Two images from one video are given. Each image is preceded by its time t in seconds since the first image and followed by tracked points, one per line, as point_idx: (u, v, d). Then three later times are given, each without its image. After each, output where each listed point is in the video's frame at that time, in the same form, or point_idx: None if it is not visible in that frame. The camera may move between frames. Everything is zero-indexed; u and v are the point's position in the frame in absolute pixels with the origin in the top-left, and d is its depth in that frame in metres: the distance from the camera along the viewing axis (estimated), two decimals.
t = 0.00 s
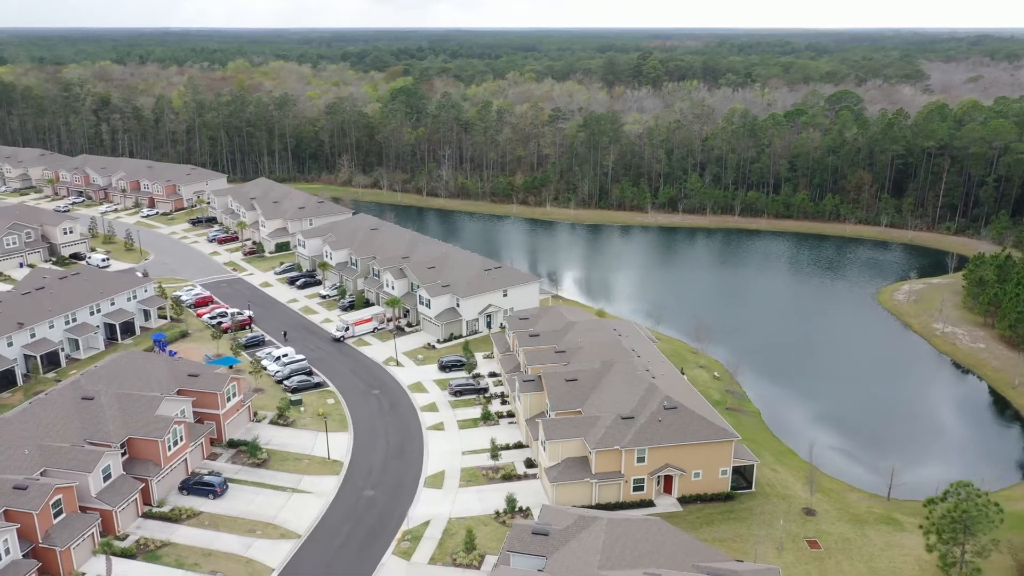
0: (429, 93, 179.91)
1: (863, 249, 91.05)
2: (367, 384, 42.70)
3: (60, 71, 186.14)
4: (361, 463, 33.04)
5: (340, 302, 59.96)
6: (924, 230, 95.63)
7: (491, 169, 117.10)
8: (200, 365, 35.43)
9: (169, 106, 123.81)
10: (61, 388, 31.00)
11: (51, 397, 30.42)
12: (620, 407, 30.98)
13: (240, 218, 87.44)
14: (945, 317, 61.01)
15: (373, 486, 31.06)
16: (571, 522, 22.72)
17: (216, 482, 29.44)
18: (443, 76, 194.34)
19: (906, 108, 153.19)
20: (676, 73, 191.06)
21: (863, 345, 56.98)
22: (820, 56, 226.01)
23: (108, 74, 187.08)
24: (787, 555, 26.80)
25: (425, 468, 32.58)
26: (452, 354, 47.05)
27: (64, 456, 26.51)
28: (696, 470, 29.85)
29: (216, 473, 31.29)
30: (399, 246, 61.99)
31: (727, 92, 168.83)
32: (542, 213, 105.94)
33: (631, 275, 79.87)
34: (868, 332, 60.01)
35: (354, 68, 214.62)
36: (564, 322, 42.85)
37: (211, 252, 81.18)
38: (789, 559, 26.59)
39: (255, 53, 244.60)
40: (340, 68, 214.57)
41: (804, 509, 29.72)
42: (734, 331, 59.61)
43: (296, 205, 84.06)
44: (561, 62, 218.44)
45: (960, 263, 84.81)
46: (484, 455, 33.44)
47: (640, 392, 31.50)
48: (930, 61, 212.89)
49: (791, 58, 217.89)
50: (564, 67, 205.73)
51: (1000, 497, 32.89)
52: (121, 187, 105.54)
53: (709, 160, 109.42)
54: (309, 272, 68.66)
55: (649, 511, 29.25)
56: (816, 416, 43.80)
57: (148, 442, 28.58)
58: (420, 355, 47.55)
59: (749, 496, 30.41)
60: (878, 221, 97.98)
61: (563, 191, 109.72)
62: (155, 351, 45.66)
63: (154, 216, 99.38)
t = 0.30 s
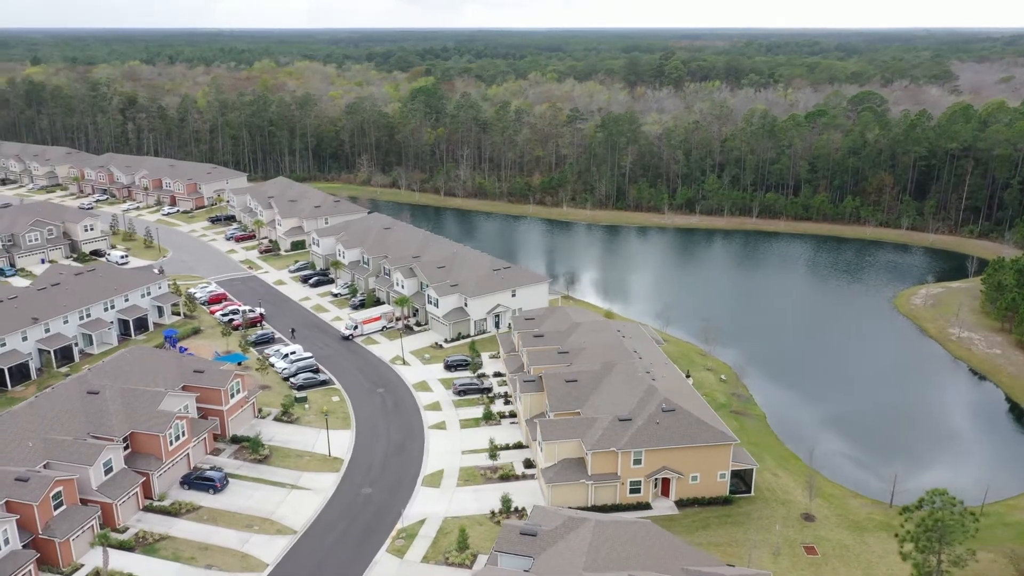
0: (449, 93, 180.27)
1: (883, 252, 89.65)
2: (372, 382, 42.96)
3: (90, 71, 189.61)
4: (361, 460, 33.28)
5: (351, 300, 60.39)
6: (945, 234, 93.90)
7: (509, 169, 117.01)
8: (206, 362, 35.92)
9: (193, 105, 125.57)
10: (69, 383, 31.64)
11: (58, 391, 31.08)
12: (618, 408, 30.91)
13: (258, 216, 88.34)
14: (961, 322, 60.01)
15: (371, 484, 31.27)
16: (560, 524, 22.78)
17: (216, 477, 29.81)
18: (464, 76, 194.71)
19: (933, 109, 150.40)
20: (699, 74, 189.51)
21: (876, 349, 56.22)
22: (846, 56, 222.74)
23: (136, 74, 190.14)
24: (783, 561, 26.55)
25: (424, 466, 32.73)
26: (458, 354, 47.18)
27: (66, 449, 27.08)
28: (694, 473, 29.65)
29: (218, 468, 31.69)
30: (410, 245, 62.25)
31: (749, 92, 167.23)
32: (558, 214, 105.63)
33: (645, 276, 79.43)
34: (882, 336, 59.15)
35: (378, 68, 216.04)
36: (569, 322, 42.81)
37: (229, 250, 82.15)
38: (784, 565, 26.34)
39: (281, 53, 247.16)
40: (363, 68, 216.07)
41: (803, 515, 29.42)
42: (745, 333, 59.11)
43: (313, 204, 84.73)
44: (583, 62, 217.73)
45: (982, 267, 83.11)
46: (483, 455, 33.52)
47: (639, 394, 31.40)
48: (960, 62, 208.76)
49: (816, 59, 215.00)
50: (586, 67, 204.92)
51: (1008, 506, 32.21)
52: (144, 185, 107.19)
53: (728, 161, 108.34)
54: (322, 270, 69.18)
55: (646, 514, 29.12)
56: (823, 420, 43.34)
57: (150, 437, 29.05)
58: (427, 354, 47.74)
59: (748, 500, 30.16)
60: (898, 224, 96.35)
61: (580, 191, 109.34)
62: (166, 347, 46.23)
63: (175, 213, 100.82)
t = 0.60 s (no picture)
0: (470, 93, 180.48)
1: (903, 255, 88.22)
2: (378, 380, 43.21)
3: (118, 71, 192.62)
4: (361, 458, 33.51)
5: (362, 299, 60.83)
6: (968, 237, 92.13)
7: (527, 169, 116.80)
8: (212, 357, 36.37)
9: (216, 105, 127.11)
10: (76, 378, 32.23)
11: (65, 386, 31.70)
12: (616, 410, 30.83)
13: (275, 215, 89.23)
14: (979, 328, 58.98)
15: (370, 481, 31.48)
16: (548, 524, 22.81)
17: (216, 472, 30.19)
18: (485, 76, 194.79)
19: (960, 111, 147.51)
20: (722, 75, 187.66)
21: (888, 353, 55.42)
22: (873, 57, 219.09)
23: (163, 74, 192.91)
24: (778, 566, 26.31)
25: (423, 465, 32.87)
26: (464, 353, 47.34)
27: (68, 442, 27.59)
28: (691, 476, 29.46)
29: (220, 463, 32.08)
30: (422, 244, 62.51)
31: (772, 93, 165.42)
32: (574, 214, 105.35)
33: (657, 278, 78.98)
34: (896, 340, 58.27)
35: (401, 68, 216.93)
36: (574, 323, 42.71)
37: (246, 248, 83.12)
38: (778, 570, 26.09)
39: (306, 53, 249.19)
40: (386, 68, 217.07)
41: (802, 520, 29.11)
42: (755, 336, 58.55)
43: (329, 203, 85.43)
44: (606, 62, 216.68)
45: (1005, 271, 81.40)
46: (482, 454, 33.63)
47: (637, 396, 31.28)
48: (991, 62, 204.35)
49: (843, 59, 211.82)
50: (608, 68, 203.93)
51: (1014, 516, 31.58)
52: (166, 183, 108.72)
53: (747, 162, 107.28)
54: (335, 268, 69.69)
55: (642, 516, 29.02)
56: (828, 424, 42.86)
57: (151, 430, 29.49)
58: (433, 353, 47.94)
59: (746, 504, 29.92)
60: (919, 227, 94.45)
61: (597, 192, 108.96)
62: (176, 343, 46.87)
63: (195, 211, 102.13)
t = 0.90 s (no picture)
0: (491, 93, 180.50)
1: (924, 259, 86.73)
2: (384, 378, 43.46)
3: (146, 71, 195.57)
4: (362, 455, 33.76)
5: (373, 298, 61.20)
6: (991, 241, 90.35)
7: (544, 169, 116.62)
8: (218, 354, 36.83)
9: (239, 104, 128.57)
10: (84, 373, 32.86)
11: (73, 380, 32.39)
12: (614, 411, 30.76)
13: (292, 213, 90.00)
14: (996, 334, 58.00)
15: (370, 479, 31.71)
16: (537, 525, 22.83)
17: (218, 467, 30.60)
18: (507, 76, 194.77)
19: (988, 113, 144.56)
20: (746, 75, 185.76)
21: (901, 357, 54.64)
22: (901, 57, 215.44)
23: (189, 74, 195.53)
24: (773, 572, 26.06)
25: (423, 464, 33.01)
26: (471, 352, 47.45)
27: (72, 435, 28.20)
28: (688, 479, 29.30)
29: (222, 458, 32.50)
30: (433, 244, 62.73)
31: (795, 93, 163.43)
32: (591, 215, 105.05)
33: (671, 279, 78.44)
34: (910, 344, 57.40)
35: (424, 69, 217.76)
36: (579, 324, 42.64)
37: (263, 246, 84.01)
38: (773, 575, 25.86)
39: (331, 53, 251.18)
40: (409, 68, 217.98)
41: (801, 526, 28.82)
42: (765, 338, 57.98)
43: (345, 202, 86.05)
44: (628, 62, 215.58)
45: None
46: (482, 454, 33.73)
47: (636, 398, 31.17)
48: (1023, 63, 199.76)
49: (870, 59, 208.51)
50: (630, 67, 202.79)
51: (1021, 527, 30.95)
52: (188, 181, 110.17)
53: (766, 164, 106.17)
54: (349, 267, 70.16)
55: (638, 519, 28.93)
56: (834, 428, 42.37)
57: (154, 425, 29.95)
58: (441, 352, 48.10)
59: (744, 509, 29.68)
60: (941, 230, 92.61)
61: (615, 193, 108.54)
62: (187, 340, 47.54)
63: (216, 210, 103.43)
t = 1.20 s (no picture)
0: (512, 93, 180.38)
1: (945, 262, 85.26)
2: (389, 376, 43.71)
3: (173, 71, 198.40)
4: (362, 453, 34.00)
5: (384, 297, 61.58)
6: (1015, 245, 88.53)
7: (562, 169, 116.41)
8: (225, 350, 37.31)
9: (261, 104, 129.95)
10: (93, 368, 33.51)
11: (81, 375, 33.02)
12: (612, 413, 30.69)
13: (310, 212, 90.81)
14: (1013, 340, 56.98)
15: (368, 476, 31.94)
16: (526, 525, 22.88)
17: (219, 462, 31.02)
18: (528, 76, 194.58)
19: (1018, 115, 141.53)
20: (769, 76, 183.66)
21: (914, 362, 53.83)
22: (930, 57, 211.65)
23: (215, 74, 198.02)
24: None
25: (422, 462, 33.19)
26: (477, 352, 47.58)
27: (76, 429, 28.79)
28: (685, 482, 29.16)
29: (225, 453, 32.94)
30: (444, 243, 62.94)
31: (819, 94, 161.23)
32: (607, 215, 104.74)
33: (685, 280, 77.92)
34: (924, 349, 56.60)
35: (447, 68, 218.35)
36: (584, 324, 42.54)
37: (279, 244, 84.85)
38: None
39: (355, 53, 252.80)
40: (432, 68, 218.71)
41: (798, 531, 28.54)
42: (776, 341, 57.40)
43: (360, 201, 86.64)
44: (651, 62, 214.32)
45: None
46: (481, 453, 33.84)
47: (634, 399, 31.09)
48: None
49: (898, 59, 205.08)
50: (652, 67, 201.56)
51: None
52: (210, 179, 111.57)
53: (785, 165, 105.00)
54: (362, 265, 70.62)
55: (634, 521, 28.85)
56: (840, 432, 41.88)
57: (157, 420, 30.46)
58: (448, 352, 48.27)
59: (742, 513, 29.47)
60: (964, 233, 90.96)
61: (632, 194, 108.06)
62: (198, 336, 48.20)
63: (236, 208, 104.70)
